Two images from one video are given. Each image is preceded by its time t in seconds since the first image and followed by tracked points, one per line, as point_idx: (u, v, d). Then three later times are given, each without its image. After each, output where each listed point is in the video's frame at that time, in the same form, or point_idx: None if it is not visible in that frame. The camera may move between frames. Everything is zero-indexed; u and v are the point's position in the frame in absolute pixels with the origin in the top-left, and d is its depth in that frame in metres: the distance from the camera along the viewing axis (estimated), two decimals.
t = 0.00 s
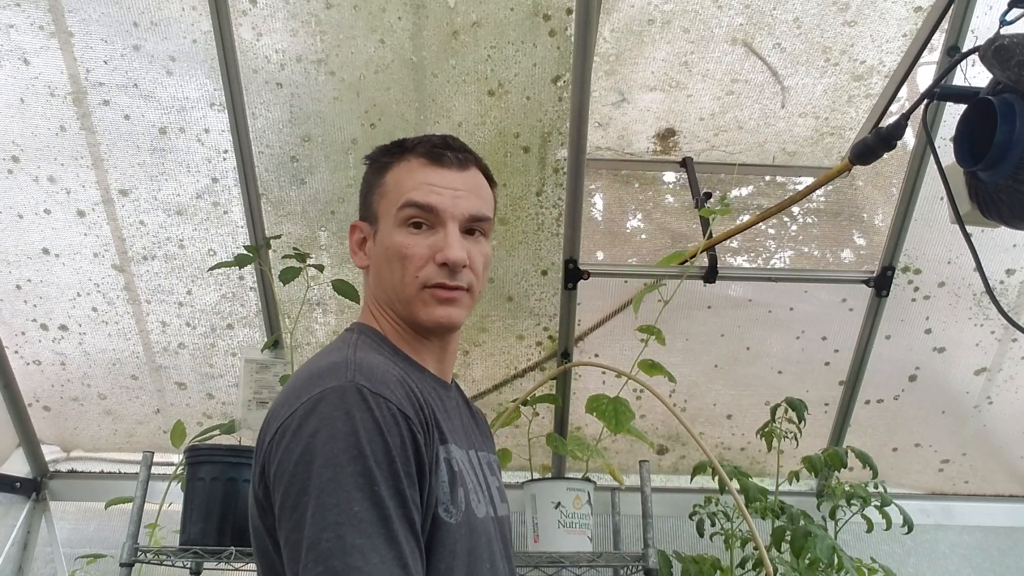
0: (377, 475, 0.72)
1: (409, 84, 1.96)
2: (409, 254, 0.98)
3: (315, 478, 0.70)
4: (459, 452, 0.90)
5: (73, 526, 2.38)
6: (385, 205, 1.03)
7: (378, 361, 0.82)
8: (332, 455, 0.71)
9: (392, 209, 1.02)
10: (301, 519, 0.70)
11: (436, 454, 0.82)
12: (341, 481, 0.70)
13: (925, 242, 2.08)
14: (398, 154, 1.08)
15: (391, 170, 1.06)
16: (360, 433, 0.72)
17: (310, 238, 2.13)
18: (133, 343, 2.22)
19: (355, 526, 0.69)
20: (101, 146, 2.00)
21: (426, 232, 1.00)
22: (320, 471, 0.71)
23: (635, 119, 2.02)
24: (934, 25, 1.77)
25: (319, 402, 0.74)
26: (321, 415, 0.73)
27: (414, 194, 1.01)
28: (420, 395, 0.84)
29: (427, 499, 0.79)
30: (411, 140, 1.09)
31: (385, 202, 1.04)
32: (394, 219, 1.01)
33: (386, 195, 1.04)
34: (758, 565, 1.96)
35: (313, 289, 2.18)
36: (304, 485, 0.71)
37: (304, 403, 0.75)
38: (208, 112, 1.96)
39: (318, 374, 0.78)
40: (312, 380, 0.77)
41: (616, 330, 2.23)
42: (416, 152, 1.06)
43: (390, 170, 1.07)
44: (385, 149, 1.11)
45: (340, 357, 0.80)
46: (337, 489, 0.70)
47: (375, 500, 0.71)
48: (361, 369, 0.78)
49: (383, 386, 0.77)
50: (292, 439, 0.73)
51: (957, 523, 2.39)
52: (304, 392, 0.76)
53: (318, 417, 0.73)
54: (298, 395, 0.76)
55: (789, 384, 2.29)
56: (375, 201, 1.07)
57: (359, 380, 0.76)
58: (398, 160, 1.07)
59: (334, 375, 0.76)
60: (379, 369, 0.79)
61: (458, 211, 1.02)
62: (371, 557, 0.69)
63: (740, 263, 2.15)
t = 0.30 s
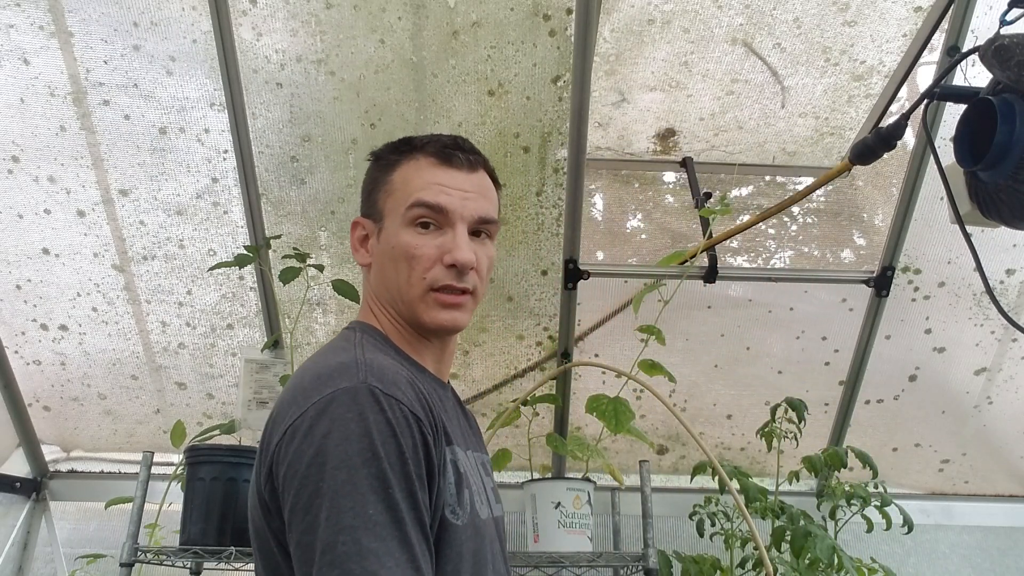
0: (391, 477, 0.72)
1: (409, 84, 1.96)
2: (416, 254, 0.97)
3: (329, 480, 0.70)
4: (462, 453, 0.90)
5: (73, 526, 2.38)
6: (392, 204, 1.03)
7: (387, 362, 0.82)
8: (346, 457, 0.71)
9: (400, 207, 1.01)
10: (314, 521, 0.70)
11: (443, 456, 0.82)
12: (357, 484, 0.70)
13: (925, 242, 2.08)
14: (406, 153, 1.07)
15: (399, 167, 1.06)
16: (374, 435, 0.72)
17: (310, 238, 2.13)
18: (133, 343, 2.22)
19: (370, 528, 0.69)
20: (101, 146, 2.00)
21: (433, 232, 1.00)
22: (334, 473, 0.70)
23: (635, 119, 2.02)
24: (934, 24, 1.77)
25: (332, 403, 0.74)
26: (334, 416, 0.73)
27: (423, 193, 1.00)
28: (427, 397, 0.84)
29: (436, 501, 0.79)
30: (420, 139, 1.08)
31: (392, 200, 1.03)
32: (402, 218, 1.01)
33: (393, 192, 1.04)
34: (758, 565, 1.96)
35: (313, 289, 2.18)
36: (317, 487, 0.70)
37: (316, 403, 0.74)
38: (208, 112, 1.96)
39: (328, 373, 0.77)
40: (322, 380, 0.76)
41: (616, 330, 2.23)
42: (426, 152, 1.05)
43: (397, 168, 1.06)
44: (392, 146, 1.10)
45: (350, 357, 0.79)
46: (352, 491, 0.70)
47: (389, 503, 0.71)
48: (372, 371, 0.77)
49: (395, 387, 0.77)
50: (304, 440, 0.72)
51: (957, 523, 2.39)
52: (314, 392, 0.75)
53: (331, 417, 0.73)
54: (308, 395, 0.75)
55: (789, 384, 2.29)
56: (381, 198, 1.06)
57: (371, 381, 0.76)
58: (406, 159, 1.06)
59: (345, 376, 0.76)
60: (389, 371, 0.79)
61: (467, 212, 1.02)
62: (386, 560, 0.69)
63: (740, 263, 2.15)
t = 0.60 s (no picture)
0: (388, 481, 0.72)
1: (409, 84, 1.96)
2: (433, 258, 0.97)
3: (326, 483, 0.70)
4: (457, 455, 0.90)
5: (73, 526, 2.38)
6: (406, 203, 1.01)
7: (383, 365, 0.82)
8: (342, 460, 0.71)
9: (416, 207, 1.00)
10: (311, 525, 0.70)
11: (440, 458, 0.82)
12: (353, 487, 0.70)
13: (925, 242, 2.09)
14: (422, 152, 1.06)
15: (414, 166, 1.04)
16: (371, 438, 0.72)
17: (310, 238, 2.13)
18: (133, 343, 2.22)
19: (367, 531, 0.69)
20: (101, 146, 2.00)
21: (450, 237, 0.99)
22: (331, 476, 0.70)
23: (635, 119, 2.02)
24: (934, 24, 1.77)
25: (328, 406, 0.73)
26: (330, 419, 0.73)
27: (442, 197, 1.00)
28: (423, 399, 0.84)
29: (433, 502, 0.79)
30: (436, 139, 1.07)
31: (407, 200, 1.01)
32: (418, 219, 0.99)
33: (408, 191, 1.02)
34: (758, 565, 1.96)
35: (313, 289, 2.18)
36: (314, 490, 0.70)
37: (312, 407, 0.74)
38: (208, 112, 1.96)
39: (323, 376, 0.77)
40: (318, 383, 0.76)
41: (616, 330, 2.23)
42: (445, 155, 1.05)
43: (412, 166, 1.04)
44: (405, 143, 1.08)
45: (346, 359, 0.79)
46: (349, 494, 0.70)
47: (386, 506, 0.71)
48: (368, 374, 0.77)
49: (391, 390, 0.77)
50: (300, 443, 0.72)
51: (957, 523, 2.39)
52: (310, 395, 0.75)
53: (327, 420, 0.73)
54: (305, 398, 0.75)
55: (789, 384, 2.29)
56: (392, 195, 1.03)
57: (367, 384, 0.76)
58: (422, 158, 1.05)
59: (341, 379, 0.76)
60: (385, 373, 0.79)
61: (483, 219, 1.02)
62: (384, 563, 0.69)
63: (740, 263, 2.15)
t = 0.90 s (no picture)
0: (395, 486, 0.72)
1: (409, 84, 1.96)
2: (490, 282, 0.96)
3: (333, 488, 0.70)
4: (458, 460, 0.90)
5: (73, 526, 2.38)
6: (470, 224, 0.97)
7: (389, 368, 0.81)
8: (350, 464, 0.71)
9: (482, 230, 0.97)
10: (316, 529, 0.70)
11: (444, 463, 0.82)
12: (361, 492, 0.70)
13: (925, 242, 2.09)
14: (483, 172, 1.02)
15: (479, 185, 1.00)
16: (379, 443, 0.72)
17: (310, 238, 2.13)
18: (133, 343, 2.22)
19: (374, 537, 0.69)
20: (101, 146, 2.00)
21: (505, 264, 0.99)
22: (338, 481, 0.70)
23: (635, 119, 2.02)
24: (934, 24, 1.77)
25: (336, 410, 0.73)
26: (339, 423, 0.73)
27: (510, 228, 0.99)
28: (428, 404, 0.84)
29: (437, 507, 0.80)
30: (496, 159, 1.05)
31: (471, 219, 0.97)
32: (481, 242, 0.97)
33: (473, 209, 0.98)
34: (758, 565, 1.96)
35: (313, 289, 2.18)
36: (321, 495, 0.70)
37: (320, 410, 0.74)
38: (208, 112, 1.96)
39: (330, 380, 0.77)
40: (325, 386, 0.76)
41: (616, 331, 2.23)
42: (509, 180, 1.03)
43: (477, 185, 1.00)
44: (462, 159, 1.03)
45: (353, 363, 0.79)
46: (356, 499, 0.70)
47: (393, 511, 0.71)
48: (376, 378, 0.77)
49: (398, 394, 0.77)
50: (307, 447, 0.72)
51: (957, 523, 2.39)
52: (318, 398, 0.75)
53: (335, 425, 0.73)
54: (312, 401, 0.75)
55: (789, 384, 2.29)
56: (451, 206, 0.98)
57: (375, 388, 0.76)
58: (486, 180, 1.02)
59: (349, 383, 0.76)
60: (392, 377, 0.79)
61: (532, 253, 1.04)
62: (388, 569, 0.69)
63: (740, 263, 2.15)
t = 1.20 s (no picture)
0: (404, 490, 0.72)
1: (409, 84, 1.96)
2: (492, 288, 0.95)
3: (344, 492, 0.70)
4: (462, 462, 0.90)
5: (73, 526, 2.38)
6: (475, 229, 0.97)
7: (396, 372, 0.81)
8: (361, 468, 0.71)
9: (486, 235, 0.97)
10: (327, 532, 0.70)
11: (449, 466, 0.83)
12: (371, 496, 0.70)
13: (925, 242, 2.09)
14: (490, 178, 1.02)
15: (486, 190, 1.00)
16: (389, 447, 0.72)
17: (310, 238, 2.13)
18: (133, 343, 2.22)
19: (385, 540, 0.69)
20: (101, 146, 2.00)
21: (509, 270, 0.98)
22: (349, 485, 0.70)
23: (635, 119, 2.02)
24: (934, 24, 1.77)
25: (346, 413, 0.73)
26: (349, 427, 0.73)
27: (515, 234, 0.98)
28: (434, 407, 0.84)
29: (443, 510, 0.80)
30: (503, 164, 1.04)
31: (476, 224, 0.97)
32: (485, 248, 0.96)
33: (479, 215, 0.97)
34: (758, 565, 1.95)
35: (313, 289, 2.18)
36: (331, 499, 0.70)
37: (329, 414, 0.74)
38: (208, 112, 1.96)
39: (338, 383, 0.76)
40: (334, 390, 0.76)
41: (616, 331, 2.23)
42: (515, 186, 1.03)
43: (483, 191, 1.00)
44: (469, 164, 1.03)
45: (360, 366, 0.79)
46: (367, 503, 0.70)
47: (402, 515, 0.71)
48: (384, 382, 0.77)
49: (407, 398, 0.77)
50: (316, 450, 0.72)
51: (957, 523, 2.39)
52: (326, 402, 0.75)
53: (345, 428, 0.73)
54: (320, 404, 0.75)
55: (789, 384, 2.29)
56: (456, 211, 0.97)
57: (384, 392, 0.76)
58: (492, 186, 1.01)
59: (358, 387, 0.76)
60: (400, 381, 0.79)
61: (536, 259, 1.03)
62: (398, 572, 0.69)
63: (740, 263, 2.15)
